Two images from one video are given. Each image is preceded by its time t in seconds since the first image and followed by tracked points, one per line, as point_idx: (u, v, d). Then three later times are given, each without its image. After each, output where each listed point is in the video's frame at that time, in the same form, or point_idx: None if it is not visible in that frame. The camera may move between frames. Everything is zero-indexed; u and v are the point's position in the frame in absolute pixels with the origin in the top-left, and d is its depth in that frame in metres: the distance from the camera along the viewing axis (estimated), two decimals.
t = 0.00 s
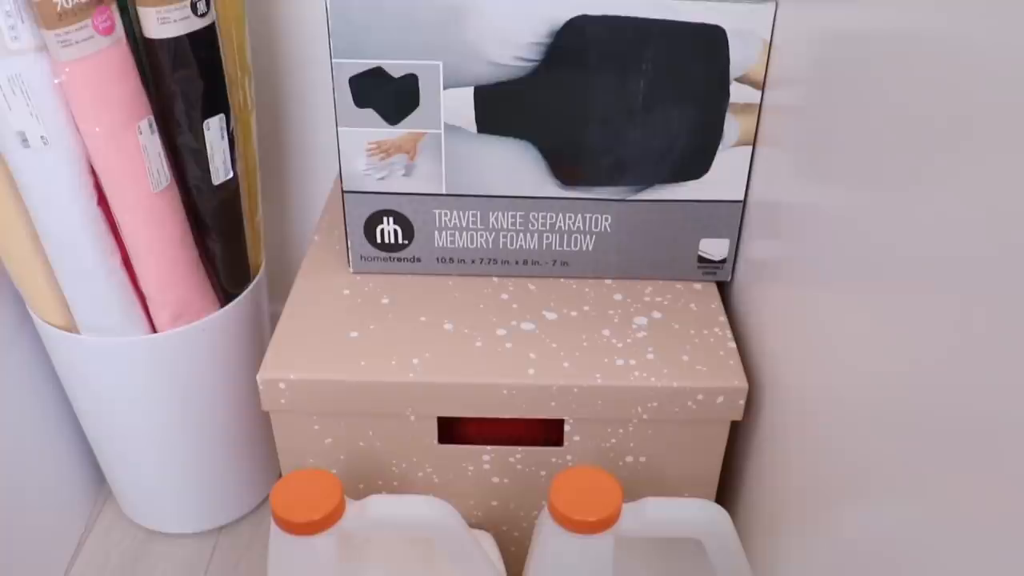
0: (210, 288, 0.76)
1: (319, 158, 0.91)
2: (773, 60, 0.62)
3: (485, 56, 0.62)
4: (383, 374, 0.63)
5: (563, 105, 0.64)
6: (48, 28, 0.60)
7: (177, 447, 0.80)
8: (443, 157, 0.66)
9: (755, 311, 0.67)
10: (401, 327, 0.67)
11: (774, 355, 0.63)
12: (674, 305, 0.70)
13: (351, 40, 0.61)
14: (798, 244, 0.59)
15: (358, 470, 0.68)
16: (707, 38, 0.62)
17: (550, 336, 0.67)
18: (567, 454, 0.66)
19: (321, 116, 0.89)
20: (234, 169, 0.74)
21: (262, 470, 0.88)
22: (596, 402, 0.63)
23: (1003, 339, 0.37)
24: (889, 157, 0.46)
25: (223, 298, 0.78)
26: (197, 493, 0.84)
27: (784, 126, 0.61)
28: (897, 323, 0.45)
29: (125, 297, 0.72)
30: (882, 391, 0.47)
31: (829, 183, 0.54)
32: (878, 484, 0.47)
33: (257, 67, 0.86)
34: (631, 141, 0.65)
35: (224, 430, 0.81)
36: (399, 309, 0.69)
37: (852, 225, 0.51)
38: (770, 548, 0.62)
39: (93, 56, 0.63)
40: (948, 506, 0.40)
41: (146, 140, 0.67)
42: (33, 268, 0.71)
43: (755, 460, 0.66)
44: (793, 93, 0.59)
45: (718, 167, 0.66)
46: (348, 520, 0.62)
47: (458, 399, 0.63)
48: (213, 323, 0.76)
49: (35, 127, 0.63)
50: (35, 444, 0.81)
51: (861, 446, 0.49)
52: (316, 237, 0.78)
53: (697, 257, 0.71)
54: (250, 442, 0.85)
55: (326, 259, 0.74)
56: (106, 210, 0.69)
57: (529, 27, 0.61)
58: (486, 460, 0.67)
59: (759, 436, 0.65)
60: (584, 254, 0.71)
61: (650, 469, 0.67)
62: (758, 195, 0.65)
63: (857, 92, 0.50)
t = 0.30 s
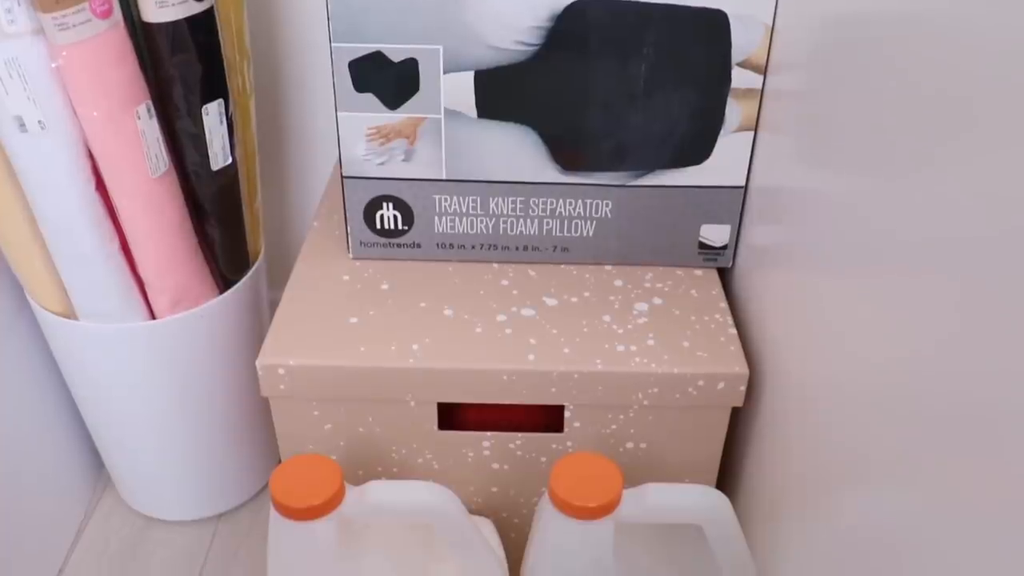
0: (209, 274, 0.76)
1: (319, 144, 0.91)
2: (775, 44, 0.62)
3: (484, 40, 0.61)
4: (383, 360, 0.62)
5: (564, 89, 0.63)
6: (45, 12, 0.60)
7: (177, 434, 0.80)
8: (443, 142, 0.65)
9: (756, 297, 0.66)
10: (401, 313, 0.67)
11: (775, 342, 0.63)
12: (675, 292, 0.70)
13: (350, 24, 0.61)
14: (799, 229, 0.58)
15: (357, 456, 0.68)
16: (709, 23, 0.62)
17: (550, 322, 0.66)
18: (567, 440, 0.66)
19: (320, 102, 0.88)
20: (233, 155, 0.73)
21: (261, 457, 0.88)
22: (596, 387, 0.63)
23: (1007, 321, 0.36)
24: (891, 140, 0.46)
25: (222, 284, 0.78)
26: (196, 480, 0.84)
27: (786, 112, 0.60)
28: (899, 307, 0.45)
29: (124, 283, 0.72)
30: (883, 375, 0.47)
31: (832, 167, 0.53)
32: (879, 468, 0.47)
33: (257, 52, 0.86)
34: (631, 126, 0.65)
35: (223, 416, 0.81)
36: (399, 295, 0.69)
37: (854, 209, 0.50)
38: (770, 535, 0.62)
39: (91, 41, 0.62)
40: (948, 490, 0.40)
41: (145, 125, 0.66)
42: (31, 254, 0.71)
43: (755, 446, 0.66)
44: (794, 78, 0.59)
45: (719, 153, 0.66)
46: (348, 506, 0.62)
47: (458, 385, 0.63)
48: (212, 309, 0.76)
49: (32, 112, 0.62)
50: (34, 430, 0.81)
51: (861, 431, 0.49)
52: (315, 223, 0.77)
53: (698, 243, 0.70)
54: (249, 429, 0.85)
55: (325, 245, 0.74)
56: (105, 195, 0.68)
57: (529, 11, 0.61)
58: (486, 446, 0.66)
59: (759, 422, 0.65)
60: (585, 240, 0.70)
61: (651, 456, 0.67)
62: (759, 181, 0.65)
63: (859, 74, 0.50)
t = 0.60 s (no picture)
0: (207, 261, 0.76)
1: (318, 131, 0.91)
2: (777, 30, 0.61)
3: (484, 25, 0.61)
4: (382, 347, 0.62)
5: (564, 75, 0.63)
6: None
7: (176, 422, 0.80)
8: (442, 128, 0.65)
9: (756, 284, 0.66)
10: (400, 300, 0.67)
11: (775, 329, 0.62)
12: (675, 279, 0.70)
13: (350, 9, 0.61)
14: (800, 215, 0.58)
15: (357, 443, 0.67)
16: (709, 8, 0.61)
17: (550, 309, 0.66)
18: (567, 427, 0.66)
19: (320, 89, 0.88)
20: (232, 141, 0.73)
21: (261, 445, 0.88)
22: (596, 374, 0.63)
23: (1007, 316, 0.36)
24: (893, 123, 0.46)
25: (220, 272, 0.78)
26: (196, 468, 0.84)
27: (787, 98, 0.60)
28: (900, 291, 0.45)
29: (122, 270, 0.71)
30: (884, 360, 0.46)
31: (833, 152, 0.53)
32: (879, 454, 0.47)
33: (256, 39, 0.86)
34: (631, 112, 0.65)
35: (222, 404, 0.81)
36: (398, 282, 0.68)
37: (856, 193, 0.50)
38: (770, 523, 0.62)
39: (88, 25, 0.62)
40: (948, 484, 0.40)
41: (142, 112, 0.66)
42: (29, 242, 0.71)
43: (756, 433, 0.66)
44: (795, 63, 0.59)
45: (719, 140, 0.66)
46: (348, 493, 0.62)
47: (457, 372, 0.63)
48: (211, 297, 0.76)
49: (29, 98, 0.62)
50: (34, 418, 0.81)
51: (862, 417, 0.49)
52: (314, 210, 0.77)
53: (699, 231, 0.70)
54: (248, 417, 0.85)
55: (325, 232, 0.74)
56: (102, 182, 0.68)
57: None
58: (486, 433, 0.66)
59: (760, 409, 0.65)
60: (585, 227, 0.70)
61: (651, 443, 0.67)
62: (760, 168, 0.65)
63: (861, 57, 0.49)
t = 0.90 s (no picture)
0: (207, 250, 0.76)
1: (318, 119, 0.90)
2: (778, 16, 0.61)
3: (484, 12, 0.61)
4: (382, 335, 0.62)
5: (564, 62, 0.63)
6: None
7: (176, 410, 0.80)
8: (442, 115, 0.65)
9: (758, 273, 0.66)
10: (399, 288, 0.66)
11: (776, 317, 0.62)
12: (675, 267, 0.69)
13: None
14: (801, 202, 0.58)
15: (356, 432, 0.67)
16: None
17: (550, 297, 0.66)
18: (567, 416, 0.66)
19: (320, 76, 0.88)
20: (231, 129, 0.73)
21: (260, 435, 0.88)
22: (597, 362, 0.62)
23: (1008, 309, 0.36)
24: (895, 108, 0.45)
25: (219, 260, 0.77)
26: (195, 458, 0.84)
27: (788, 85, 0.60)
28: (902, 278, 0.44)
29: (121, 259, 0.71)
30: (884, 347, 0.46)
31: (835, 139, 0.53)
32: (880, 443, 0.47)
33: (254, 26, 0.85)
34: (632, 99, 0.64)
35: (222, 394, 0.81)
36: (397, 271, 0.68)
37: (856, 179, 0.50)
38: (770, 512, 0.62)
39: (85, 12, 0.61)
40: (947, 476, 0.40)
41: (141, 99, 0.66)
42: (27, 230, 0.70)
43: (756, 422, 0.66)
44: (796, 50, 0.58)
45: (720, 128, 0.65)
46: (347, 482, 0.62)
47: (457, 361, 0.62)
48: (210, 286, 0.75)
49: (26, 86, 0.62)
50: (33, 408, 0.80)
51: (862, 404, 0.49)
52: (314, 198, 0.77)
53: (700, 219, 0.70)
54: (248, 407, 0.84)
55: (324, 220, 0.74)
56: (101, 170, 0.68)
57: None
58: (486, 422, 0.66)
59: (760, 398, 0.65)
60: (585, 215, 0.70)
61: (652, 431, 0.67)
62: (761, 155, 0.64)
63: (862, 41, 0.49)
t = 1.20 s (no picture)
0: (206, 239, 0.75)
1: (317, 108, 0.90)
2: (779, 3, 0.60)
3: None
4: (381, 324, 0.62)
5: (564, 50, 0.62)
6: None
7: (175, 400, 0.80)
8: (442, 103, 0.65)
9: (758, 261, 0.66)
10: (398, 277, 0.66)
11: (777, 306, 0.62)
12: (676, 256, 0.69)
13: None
14: (801, 191, 0.58)
15: (356, 421, 0.67)
16: None
17: (550, 286, 0.66)
18: (567, 405, 0.65)
19: (319, 65, 0.87)
20: (229, 118, 0.72)
21: (260, 425, 0.88)
22: (596, 351, 0.62)
23: (1009, 298, 0.36)
24: (896, 94, 0.45)
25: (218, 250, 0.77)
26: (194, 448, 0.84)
27: (789, 73, 0.59)
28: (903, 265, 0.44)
29: (120, 248, 0.71)
30: (885, 335, 0.46)
31: (836, 126, 0.52)
32: (880, 432, 0.46)
33: (253, 15, 0.85)
34: (632, 87, 0.64)
35: (221, 384, 0.81)
36: (397, 260, 0.68)
37: (857, 165, 0.49)
38: (770, 501, 0.62)
39: None
40: (947, 467, 0.40)
41: (139, 88, 0.65)
42: (25, 220, 0.70)
43: (756, 411, 0.66)
44: (797, 38, 0.58)
45: (721, 116, 0.65)
46: (347, 471, 0.62)
47: (456, 349, 0.62)
48: (209, 275, 0.75)
49: (23, 74, 0.61)
50: (32, 398, 0.80)
51: (863, 391, 0.48)
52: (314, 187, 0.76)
53: (701, 208, 0.70)
54: (248, 397, 0.84)
55: (323, 209, 0.73)
56: (99, 159, 0.67)
57: None
58: (486, 411, 0.66)
59: (760, 386, 0.65)
60: (585, 203, 0.70)
61: (652, 421, 0.66)
62: (762, 144, 0.64)
63: (864, 26, 0.49)
